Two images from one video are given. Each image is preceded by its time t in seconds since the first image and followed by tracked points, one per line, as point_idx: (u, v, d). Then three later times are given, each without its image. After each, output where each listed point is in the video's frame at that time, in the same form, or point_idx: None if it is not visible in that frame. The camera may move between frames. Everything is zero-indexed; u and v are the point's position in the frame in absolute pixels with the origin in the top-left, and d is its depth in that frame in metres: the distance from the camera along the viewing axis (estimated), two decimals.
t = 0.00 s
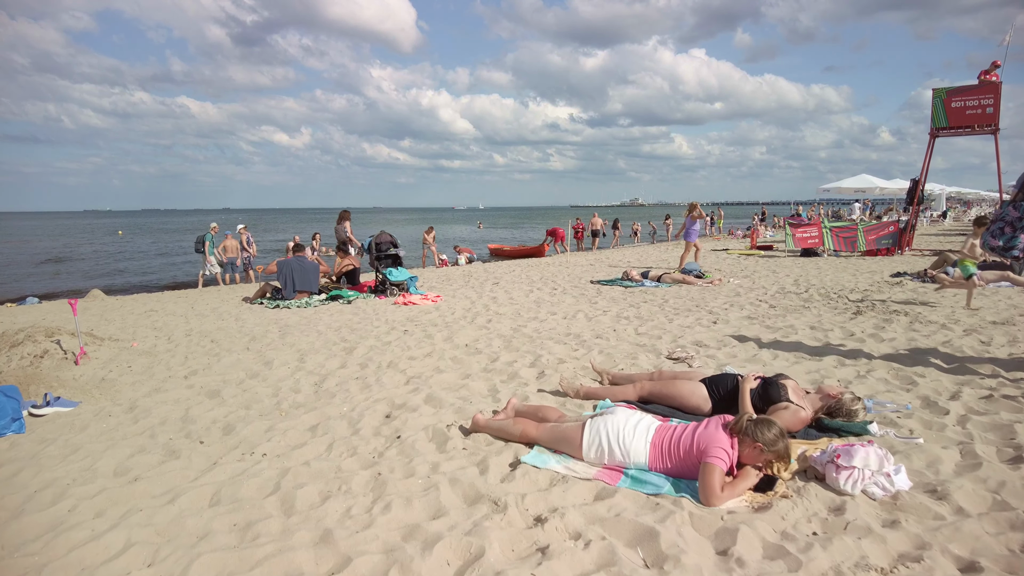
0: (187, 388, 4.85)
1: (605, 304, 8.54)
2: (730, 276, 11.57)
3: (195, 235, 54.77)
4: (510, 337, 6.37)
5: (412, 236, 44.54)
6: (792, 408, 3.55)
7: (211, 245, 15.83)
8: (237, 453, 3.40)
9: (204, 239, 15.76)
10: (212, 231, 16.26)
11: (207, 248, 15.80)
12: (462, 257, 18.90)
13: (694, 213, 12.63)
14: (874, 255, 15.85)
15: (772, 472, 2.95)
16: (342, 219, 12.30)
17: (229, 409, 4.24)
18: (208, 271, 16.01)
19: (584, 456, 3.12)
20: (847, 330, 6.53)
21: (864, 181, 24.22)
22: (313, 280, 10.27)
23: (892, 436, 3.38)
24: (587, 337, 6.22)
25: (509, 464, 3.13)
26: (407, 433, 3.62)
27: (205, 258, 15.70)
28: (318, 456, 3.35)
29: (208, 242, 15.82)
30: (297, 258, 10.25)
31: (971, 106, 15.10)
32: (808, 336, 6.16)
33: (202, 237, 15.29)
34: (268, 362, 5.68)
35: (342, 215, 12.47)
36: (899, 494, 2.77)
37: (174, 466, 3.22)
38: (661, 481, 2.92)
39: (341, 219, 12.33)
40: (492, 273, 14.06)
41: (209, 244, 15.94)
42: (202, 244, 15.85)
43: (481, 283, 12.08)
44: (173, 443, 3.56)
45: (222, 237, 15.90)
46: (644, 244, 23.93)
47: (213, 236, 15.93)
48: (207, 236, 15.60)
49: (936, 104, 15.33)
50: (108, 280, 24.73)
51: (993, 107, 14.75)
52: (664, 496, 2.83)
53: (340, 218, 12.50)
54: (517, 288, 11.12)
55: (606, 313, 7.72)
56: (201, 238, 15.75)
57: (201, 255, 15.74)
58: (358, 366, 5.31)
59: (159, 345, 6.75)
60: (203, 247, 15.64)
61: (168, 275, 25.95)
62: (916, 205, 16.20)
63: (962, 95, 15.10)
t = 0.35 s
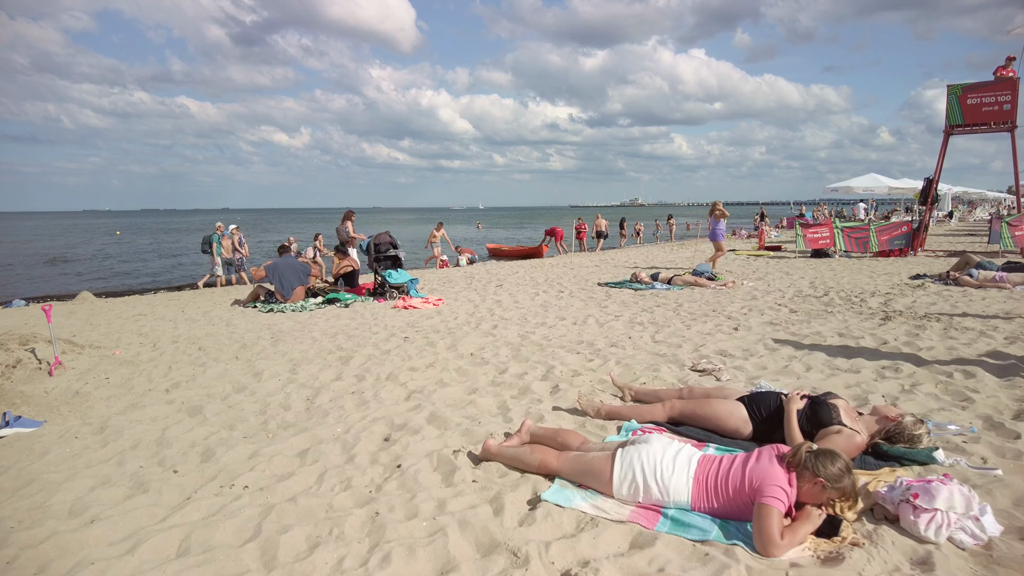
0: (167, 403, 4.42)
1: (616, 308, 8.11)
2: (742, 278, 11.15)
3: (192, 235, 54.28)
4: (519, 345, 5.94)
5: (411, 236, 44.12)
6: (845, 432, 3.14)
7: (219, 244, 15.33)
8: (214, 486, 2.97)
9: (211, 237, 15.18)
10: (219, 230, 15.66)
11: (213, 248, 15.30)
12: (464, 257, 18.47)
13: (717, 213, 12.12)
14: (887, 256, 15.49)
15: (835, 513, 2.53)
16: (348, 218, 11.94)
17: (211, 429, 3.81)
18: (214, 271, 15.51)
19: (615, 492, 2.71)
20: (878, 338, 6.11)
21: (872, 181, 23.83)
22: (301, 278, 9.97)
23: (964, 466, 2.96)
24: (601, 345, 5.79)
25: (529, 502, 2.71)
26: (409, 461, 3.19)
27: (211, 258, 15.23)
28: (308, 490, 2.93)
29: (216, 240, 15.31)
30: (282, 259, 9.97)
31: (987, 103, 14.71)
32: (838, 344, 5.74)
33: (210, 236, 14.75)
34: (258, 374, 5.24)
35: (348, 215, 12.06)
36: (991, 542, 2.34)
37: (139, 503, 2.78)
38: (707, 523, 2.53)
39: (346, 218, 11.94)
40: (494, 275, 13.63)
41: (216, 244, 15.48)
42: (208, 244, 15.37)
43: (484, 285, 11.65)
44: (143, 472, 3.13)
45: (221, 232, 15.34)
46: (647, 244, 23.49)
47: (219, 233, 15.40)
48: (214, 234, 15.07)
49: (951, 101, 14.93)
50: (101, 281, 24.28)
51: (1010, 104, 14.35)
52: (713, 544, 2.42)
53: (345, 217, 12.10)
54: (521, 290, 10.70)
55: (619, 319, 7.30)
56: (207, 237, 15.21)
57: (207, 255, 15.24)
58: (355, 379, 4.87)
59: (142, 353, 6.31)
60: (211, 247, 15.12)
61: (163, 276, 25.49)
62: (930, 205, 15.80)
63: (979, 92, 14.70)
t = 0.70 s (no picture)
0: (151, 429, 3.99)
1: (633, 316, 7.69)
2: (759, 283, 10.72)
3: (191, 235, 53.83)
4: (535, 360, 5.52)
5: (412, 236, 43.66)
6: (928, 476, 2.68)
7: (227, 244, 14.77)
8: (197, 542, 2.55)
9: (218, 240, 14.58)
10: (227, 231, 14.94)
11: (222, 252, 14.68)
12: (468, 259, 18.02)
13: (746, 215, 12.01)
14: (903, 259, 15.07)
15: None
16: (357, 219, 11.53)
17: (198, 464, 3.39)
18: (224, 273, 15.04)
19: (671, 556, 2.31)
20: (920, 351, 5.68)
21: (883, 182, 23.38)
22: (299, 279, 9.56)
23: None
24: (624, 360, 5.37)
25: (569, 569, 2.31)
26: (423, 509, 2.77)
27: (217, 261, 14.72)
28: (307, 548, 2.51)
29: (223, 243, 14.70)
30: (277, 263, 9.59)
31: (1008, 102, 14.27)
32: (879, 358, 5.32)
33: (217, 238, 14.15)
34: (253, 393, 4.82)
35: (357, 217, 11.63)
36: None
37: (107, 566, 2.36)
38: None
39: (356, 219, 11.54)
40: (500, 278, 13.20)
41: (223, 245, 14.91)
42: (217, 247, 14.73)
43: (490, 290, 11.23)
44: (116, 522, 2.71)
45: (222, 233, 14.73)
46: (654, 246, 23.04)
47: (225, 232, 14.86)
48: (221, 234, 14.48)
49: (970, 100, 14.50)
50: (96, 282, 23.81)
51: None
52: None
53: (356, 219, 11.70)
54: (530, 295, 10.27)
55: (638, 329, 6.88)
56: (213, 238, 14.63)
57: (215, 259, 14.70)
58: (359, 400, 4.45)
59: (130, 367, 5.88)
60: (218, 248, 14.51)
61: (160, 276, 25.04)
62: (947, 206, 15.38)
63: (999, 90, 14.26)
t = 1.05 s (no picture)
0: (126, 448, 3.55)
1: (650, 320, 7.25)
2: (776, 285, 10.29)
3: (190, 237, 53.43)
4: (550, 367, 5.08)
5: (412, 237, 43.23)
6: None
7: (234, 243, 14.33)
8: None
9: (225, 239, 14.07)
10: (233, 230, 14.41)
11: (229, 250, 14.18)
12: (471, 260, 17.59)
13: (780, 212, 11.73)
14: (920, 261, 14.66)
15: None
16: (366, 219, 11.10)
17: (175, 491, 2.95)
18: (232, 274, 14.57)
19: None
20: (967, 358, 5.23)
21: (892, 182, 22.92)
22: (297, 281, 9.14)
23: None
24: (648, 368, 4.94)
25: None
26: (435, 552, 2.34)
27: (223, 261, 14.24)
28: None
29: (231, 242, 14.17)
30: (273, 264, 9.17)
31: None
32: (925, 363, 4.88)
33: (224, 238, 13.66)
34: (243, 405, 4.38)
35: (367, 216, 11.21)
36: None
37: None
38: None
39: (366, 219, 11.13)
40: (506, 281, 12.77)
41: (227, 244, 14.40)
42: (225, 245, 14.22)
43: (496, 292, 10.79)
44: (70, 571, 2.27)
45: (220, 233, 14.16)
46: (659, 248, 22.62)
47: (229, 231, 14.34)
48: (226, 233, 14.01)
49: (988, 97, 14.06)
50: (91, 283, 23.37)
51: None
52: None
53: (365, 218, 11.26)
54: (538, 298, 9.84)
55: (657, 334, 6.43)
56: (218, 238, 14.08)
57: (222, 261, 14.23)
58: (359, 415, 4.02)
59: (111, 375, 5.43)
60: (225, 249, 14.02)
61: (157, 278, 24.59)
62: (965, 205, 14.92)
63: (1019, 86, 13.82)
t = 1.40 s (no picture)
0: (90, 491, 3.11)
1: (668, 332, 6.81)
2: (795, 293, 9.84)
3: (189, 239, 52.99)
4: (566, 389, 4.64)
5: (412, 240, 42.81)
6: None
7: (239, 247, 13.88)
8: None
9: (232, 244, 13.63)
10: (240, 235, 14.00)
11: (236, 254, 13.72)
12: (473, 265, 17.16)
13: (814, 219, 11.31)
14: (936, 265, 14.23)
15: None
16: (376, 224, 10.71)
17: (138, 551, 2.52)
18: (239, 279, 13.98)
19: None
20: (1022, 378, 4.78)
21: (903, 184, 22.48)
22: (292, 289, 8.70)
23: None
24: (675, 391, 4.50)
25: None
26: None
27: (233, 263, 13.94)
28: None
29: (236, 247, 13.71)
30: (268, 271, 8.71)
31: None
32: (979, 386, 4.44)
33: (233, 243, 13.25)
34: (227, 435, 3.94)
35: (375, 220, 10.73)
36: None
37: None
38: None
39: (375, 222, 10.74)
40: (510, 286, 12.33)
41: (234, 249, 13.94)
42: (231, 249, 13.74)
43: (501, 299, 10.34)
44: None
45: (225, 239, 13.70)
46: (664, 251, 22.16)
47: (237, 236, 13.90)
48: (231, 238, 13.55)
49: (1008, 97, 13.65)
50: (85, 286, 22.91)
51: None
52: None
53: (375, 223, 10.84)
54: (545, 305, 9.38)
55: (677, 349, 6.00)
56: (226, 243, 13.68)
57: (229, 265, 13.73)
58: (357, 450, 3.59)
59: (87, 396, 5.00)
60: (234, 251, 13.63)
61: (153, 281, 24.14)
62: (983, 208, 14.46)
63: None
